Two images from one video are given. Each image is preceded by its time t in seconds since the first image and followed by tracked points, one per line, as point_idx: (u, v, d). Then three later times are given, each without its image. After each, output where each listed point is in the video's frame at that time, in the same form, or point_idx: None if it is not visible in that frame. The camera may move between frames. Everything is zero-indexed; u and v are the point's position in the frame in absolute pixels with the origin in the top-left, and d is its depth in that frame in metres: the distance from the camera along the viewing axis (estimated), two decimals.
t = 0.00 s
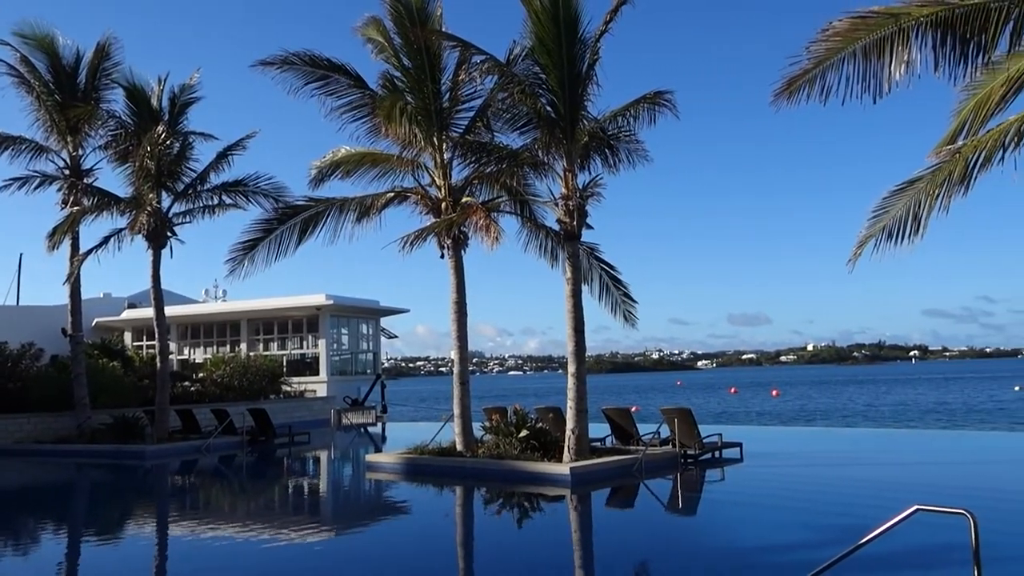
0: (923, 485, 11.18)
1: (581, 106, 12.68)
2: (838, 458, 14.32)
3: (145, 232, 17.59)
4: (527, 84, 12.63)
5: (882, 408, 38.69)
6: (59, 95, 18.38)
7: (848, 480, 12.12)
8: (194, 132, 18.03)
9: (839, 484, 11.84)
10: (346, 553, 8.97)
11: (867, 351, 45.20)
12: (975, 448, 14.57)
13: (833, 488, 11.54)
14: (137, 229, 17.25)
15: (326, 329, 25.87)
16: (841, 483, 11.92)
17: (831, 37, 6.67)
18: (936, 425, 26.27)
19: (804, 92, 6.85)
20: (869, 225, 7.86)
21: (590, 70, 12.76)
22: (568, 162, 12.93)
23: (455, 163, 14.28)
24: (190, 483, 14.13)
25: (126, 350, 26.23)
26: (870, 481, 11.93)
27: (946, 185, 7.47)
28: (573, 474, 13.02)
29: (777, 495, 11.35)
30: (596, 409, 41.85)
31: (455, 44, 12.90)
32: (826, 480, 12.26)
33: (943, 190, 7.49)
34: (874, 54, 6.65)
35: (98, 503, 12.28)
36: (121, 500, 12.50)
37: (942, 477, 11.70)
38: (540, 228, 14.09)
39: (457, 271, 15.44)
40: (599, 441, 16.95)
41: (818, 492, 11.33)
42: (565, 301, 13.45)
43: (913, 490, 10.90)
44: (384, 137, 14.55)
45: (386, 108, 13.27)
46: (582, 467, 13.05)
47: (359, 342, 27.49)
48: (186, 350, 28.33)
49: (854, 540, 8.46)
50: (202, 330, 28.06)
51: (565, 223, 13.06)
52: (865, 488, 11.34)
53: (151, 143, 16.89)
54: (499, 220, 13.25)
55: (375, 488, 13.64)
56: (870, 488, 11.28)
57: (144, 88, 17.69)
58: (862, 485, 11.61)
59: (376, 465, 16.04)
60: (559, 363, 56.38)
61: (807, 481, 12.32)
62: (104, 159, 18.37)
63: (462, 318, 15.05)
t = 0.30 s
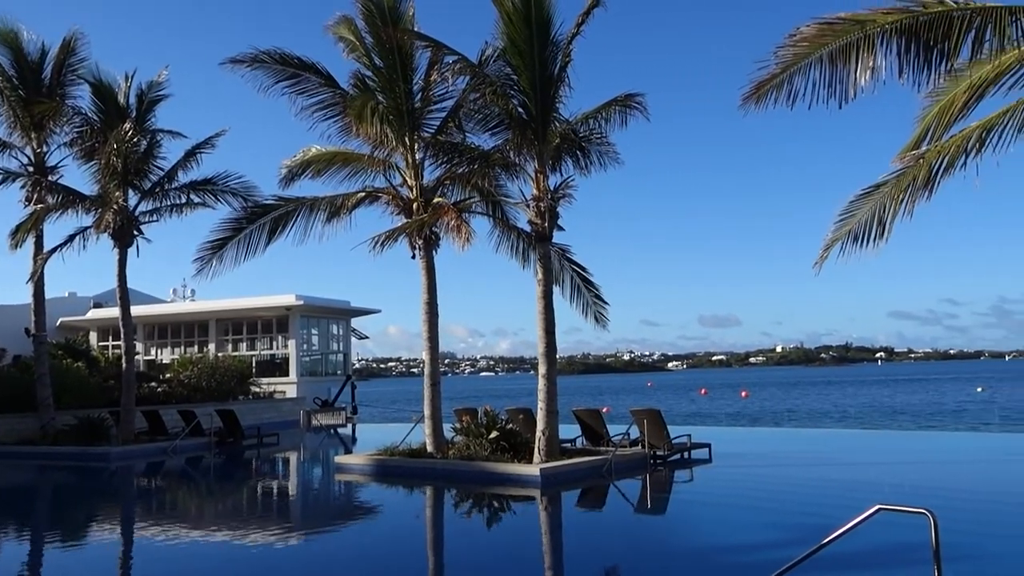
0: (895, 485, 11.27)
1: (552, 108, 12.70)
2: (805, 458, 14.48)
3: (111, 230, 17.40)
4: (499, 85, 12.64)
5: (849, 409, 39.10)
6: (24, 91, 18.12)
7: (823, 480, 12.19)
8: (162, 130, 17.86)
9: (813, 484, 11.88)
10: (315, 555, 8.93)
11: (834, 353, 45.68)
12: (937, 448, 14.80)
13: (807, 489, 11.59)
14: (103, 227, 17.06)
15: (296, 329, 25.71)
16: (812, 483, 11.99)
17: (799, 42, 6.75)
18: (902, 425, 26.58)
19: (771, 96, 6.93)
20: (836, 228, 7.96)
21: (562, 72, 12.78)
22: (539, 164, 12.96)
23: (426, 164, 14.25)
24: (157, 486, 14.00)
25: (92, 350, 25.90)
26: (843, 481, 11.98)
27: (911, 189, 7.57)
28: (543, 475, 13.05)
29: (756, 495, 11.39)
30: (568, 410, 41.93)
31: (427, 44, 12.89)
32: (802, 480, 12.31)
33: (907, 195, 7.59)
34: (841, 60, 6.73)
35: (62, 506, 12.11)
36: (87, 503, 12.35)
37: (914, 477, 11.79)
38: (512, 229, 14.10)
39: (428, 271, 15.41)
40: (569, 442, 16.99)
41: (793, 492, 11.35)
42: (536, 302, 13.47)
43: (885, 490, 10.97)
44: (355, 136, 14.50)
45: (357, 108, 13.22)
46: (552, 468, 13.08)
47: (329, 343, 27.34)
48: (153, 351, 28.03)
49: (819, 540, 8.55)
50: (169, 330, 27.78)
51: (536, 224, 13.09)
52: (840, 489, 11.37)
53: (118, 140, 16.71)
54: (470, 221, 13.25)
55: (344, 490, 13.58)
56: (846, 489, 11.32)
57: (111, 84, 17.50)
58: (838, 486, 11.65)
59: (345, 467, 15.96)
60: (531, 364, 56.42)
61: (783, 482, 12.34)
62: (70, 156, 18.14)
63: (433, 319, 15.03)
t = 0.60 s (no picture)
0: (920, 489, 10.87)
1: (523, 108, 12.70)
2: (772, 459, 14.59)
3: (75, 227, 17.16)
4: (471, 86, 12.63)
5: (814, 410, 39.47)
6: None
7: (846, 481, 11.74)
8: (127, 126, 17.63)
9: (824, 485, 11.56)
10: (281, 557, 8.86)
11: (801, 354, 46.11)
12: (900, 449, 14.99)
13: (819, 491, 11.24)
14: (67, 224, 16.82)
15: (264, 329, 25.50)
16: (823, 484, 11.68)
17: (768, 47, 6.82)
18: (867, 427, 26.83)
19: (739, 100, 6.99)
20: (802, 231, 8.04)
21: (534, 73, 12.78)
22: (510, 164, 12.97)
23: (397, 163, 14.20)
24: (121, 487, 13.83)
25: (55, 349, 25.52)
26: (857, 482, 11.62)
27: (876, 193, 7.66)
28: (512, 475, 13.05)
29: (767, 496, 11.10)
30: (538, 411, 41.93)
31: (399, 43, 12.84)
32: (821, 480, 11.89)
33: (872, 199, 7.69)
34: (807, 65, 6.79)
35: (23, 509, 11.92)
36: (48, 505, 12.15)
37: (927, 480, 11.50)
38: (482, 230, 14.07)
39: (398, 271, 15.35)
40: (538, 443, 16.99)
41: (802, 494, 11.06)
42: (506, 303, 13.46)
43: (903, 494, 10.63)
44: (325, 135, 14.42)
45: (328, 106, 13.14)
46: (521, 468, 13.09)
47: (298, 343, 27.15)
48: (118, 351, 27.67)
49: (785, 540, 8.61)
50: (134, 330, 27.44)
51: (506, 225, 13.09)
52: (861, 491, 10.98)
53: (82, 136, 16.47)
54: (440, 222, 13.21)
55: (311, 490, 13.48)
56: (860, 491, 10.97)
57: (76, 79, 17.25)
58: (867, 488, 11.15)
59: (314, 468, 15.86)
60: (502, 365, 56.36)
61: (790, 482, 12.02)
62: (33, 152, 17.85)
63: (402, 319, 14.97)
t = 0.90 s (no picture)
0: (896, 488, 10.90)
1: (495, 108, 12.69)
2: (741, 458, 14.70)
3: (38, 223, 16.91)
4: (442, 85, 12.61)
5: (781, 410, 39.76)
6: None
7: (832, 481, 11.66)
8: (93, 121, 17.40)
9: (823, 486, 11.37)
10: (248, 559, 8.78)
11: (769, 355, 46.52)
12: (866, 448, 15.14)
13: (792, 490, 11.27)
14: (29, 220, 16.58)
15: (233, 328, 25.27)
16: (820, 484, 11.53)
17: (736, 50, 6.92)
18: (835, 426, 27.05)
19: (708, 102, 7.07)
20: (770, 233, 8.13)
21: (505, 73, 12.78)
22: (482, 164, 12.97)
23: (368, 162, 14.13)
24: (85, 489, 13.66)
25: (17, 348, 25.13)
26: (855, 482, 11.46)
27: (841, 196, 7.77)
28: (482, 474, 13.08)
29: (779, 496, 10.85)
30: (508, 411, 41.92)
31: (370, 41, 12.79)
32: (806, 481, 11.80)
33: (838, 201, 7.80)
34: (775, 68, 6.87)
35: None
36: (10, 508, 11.98)
37: (928, 480, 11.33)
38: (453, 229, 14.05)
39: (368, 270, 15.28)
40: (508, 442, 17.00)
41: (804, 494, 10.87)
42: (477, 303, 13.46)
43: (893, 493, 10.57)
44: (295, 133, 14.33)
45: (298, 104, 13.06)
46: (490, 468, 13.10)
47: (267, 342, 26.93)
48: (82, 350, 27.30)
49: (751, 538, 8.70)
50: (99, 328, 27.10)
51: (477, 224, 13.10)
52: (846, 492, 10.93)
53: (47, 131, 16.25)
54: (411, 221, 13.17)
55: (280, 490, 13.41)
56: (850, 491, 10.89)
57: (40, 73, 17.00)
58: (845, 488, 11.16)
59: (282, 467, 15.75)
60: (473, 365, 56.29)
61: (790, 482, 11.80)
62: None
63: (372, 318, 14.92)
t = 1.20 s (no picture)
0: (874, 487, 10.92)
1: (466, 107, 12.66)
2: (711, 457, 14.77)
3: None
4: (413, 83, 12.56)
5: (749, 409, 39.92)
6: None
7: (832, 481, 11.46)
8: (57, 116, 17.15)
9: (823, 486, 11.20)
10: (215, 560, 8.70)
11: (739, 355, 46.82)
12: (834, 446, 15.29)
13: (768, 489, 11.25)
14: None
15: (201, 327, 25.00)
16: (820, 484, 11.35)
17: (706, 51, 6.97)
18: (804, 425, 27.16)
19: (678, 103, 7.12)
20: (738, 234, 8.20)
21: (476, 72, 12.76)
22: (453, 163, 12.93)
23: (338, 160, 14.04)
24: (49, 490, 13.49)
25: None
26: (854, 482, 11.29)
27: (809, 197, 7.85)
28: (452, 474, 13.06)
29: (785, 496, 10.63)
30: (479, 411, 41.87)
31: (341, 39, 12.71)
32: (806, 481, 11.61)
33: (806, 203, 7.87)
34: (744, 70, 6.92)
35: None
36: None
37: (928, 480, 11.22)
38: (424, 228, 14.01)
39: (338, 269, 15.20)
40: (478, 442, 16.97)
41: (802, 494, 10.69)
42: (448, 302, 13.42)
43: (888, 493, 10.45)
44: (265, 130, 14.22)
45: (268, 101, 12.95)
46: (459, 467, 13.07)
47: (236, 342, 26.68)
48: (46, 349, 26.91)
49: (719, 535, 8.77)
50: (64, 327, 26.73)
51: (448, 223, 13.06)
52: (845, 491, 10.77)
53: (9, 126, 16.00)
54: (382, 220, 13.10)
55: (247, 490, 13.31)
56: (851, 491, 10.72)
57: (3, 68, 16.74)
58: (844, 488, 11.02)
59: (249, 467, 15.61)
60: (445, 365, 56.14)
61: (790, 482, 11.62)
62: None
63: (342, 317, 14.83)
